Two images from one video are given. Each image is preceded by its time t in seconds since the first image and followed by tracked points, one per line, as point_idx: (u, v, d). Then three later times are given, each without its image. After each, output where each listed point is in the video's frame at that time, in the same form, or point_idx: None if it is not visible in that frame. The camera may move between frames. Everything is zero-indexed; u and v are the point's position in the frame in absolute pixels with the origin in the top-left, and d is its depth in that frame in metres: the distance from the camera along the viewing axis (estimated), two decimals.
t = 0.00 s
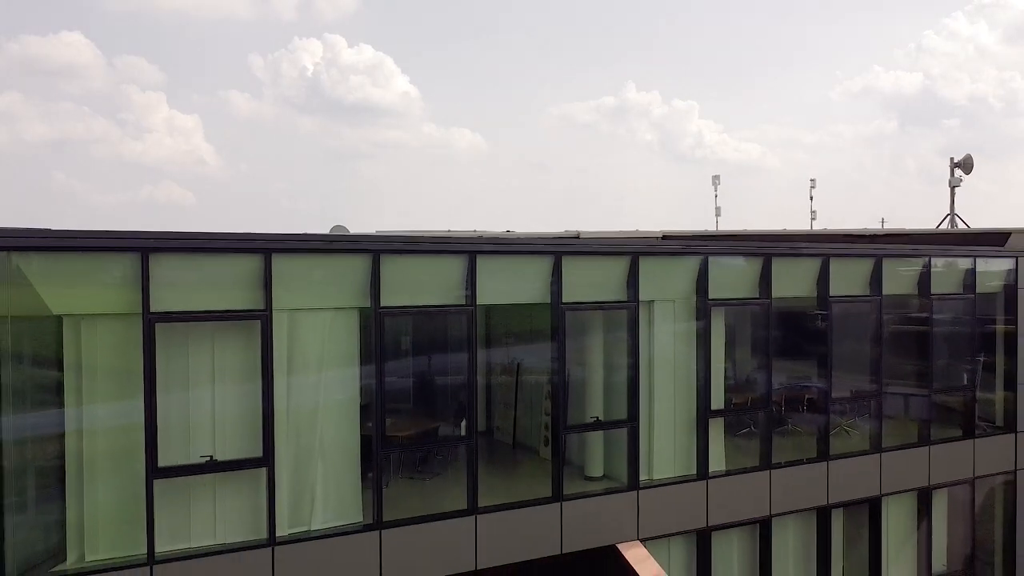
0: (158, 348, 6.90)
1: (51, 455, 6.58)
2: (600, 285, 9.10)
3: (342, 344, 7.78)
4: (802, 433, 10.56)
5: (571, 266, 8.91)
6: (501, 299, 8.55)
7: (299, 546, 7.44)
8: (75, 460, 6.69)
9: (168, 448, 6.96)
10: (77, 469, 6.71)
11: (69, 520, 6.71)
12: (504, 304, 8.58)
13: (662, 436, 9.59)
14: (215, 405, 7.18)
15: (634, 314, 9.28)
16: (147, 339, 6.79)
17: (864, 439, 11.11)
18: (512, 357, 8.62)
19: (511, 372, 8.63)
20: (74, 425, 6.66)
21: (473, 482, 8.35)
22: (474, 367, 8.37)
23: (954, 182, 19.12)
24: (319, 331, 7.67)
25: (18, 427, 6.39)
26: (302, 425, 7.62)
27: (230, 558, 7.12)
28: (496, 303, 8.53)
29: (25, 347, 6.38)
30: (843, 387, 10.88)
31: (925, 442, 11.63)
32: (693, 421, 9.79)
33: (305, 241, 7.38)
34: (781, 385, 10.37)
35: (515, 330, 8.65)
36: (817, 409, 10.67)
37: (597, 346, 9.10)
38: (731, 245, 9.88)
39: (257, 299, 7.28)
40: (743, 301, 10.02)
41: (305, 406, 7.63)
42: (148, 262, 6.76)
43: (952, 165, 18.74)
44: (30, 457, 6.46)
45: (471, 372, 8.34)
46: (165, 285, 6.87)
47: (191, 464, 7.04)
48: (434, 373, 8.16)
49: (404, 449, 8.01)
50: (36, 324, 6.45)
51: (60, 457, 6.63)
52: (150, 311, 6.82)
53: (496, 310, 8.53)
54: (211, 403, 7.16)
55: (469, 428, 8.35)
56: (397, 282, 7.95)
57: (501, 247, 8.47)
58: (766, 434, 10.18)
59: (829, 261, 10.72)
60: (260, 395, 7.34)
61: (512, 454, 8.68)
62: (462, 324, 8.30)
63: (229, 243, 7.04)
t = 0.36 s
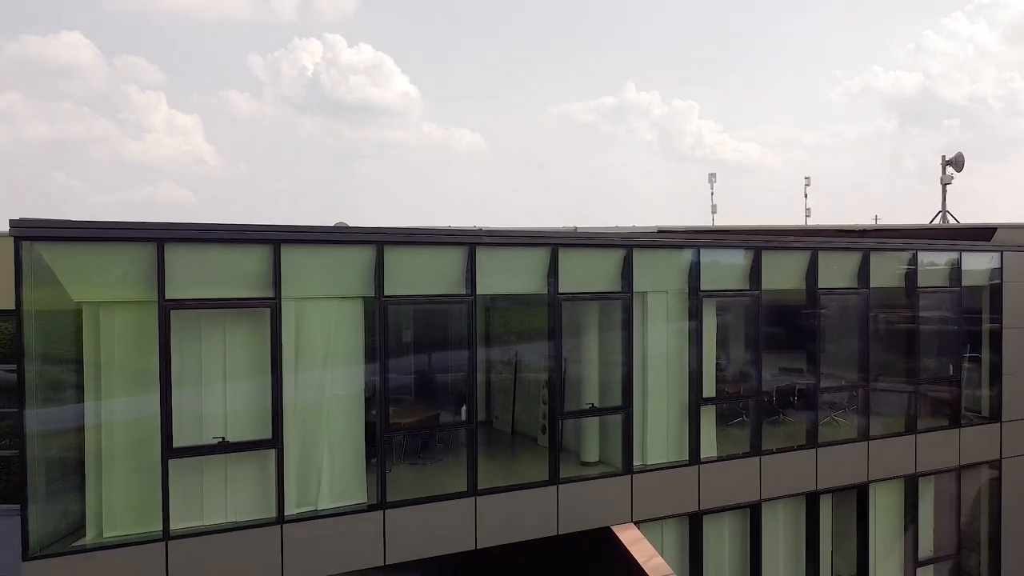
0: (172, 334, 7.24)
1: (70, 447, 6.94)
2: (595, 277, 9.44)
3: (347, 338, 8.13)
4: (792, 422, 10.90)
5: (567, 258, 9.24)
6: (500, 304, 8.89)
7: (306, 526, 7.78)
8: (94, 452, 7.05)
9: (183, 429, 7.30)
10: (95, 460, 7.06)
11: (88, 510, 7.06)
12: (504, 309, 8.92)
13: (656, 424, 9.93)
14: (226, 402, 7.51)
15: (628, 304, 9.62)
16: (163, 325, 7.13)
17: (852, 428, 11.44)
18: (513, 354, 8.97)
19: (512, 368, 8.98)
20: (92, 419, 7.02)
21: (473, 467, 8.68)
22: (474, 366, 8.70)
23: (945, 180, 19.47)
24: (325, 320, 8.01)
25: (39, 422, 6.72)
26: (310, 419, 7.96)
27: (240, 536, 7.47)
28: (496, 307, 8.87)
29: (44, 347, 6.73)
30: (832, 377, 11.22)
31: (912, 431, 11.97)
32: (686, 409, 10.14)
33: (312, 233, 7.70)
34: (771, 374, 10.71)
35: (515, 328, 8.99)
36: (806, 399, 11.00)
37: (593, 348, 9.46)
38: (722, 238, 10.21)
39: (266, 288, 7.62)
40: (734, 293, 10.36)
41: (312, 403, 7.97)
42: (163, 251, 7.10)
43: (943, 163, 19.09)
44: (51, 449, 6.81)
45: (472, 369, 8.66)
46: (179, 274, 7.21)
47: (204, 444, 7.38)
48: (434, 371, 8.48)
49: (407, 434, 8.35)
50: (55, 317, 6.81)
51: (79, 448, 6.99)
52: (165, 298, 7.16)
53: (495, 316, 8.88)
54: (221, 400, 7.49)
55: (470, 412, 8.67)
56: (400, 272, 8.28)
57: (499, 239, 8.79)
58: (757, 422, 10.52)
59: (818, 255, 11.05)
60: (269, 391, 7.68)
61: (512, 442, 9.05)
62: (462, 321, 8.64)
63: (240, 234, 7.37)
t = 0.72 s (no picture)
0: (189, 328, 7.59)
1: (92, 439, 7.31)
2: (593, 274, 9.80)
3: (354, 335, 8.48)
4: (783, 416, 11.25)
5: (564, 257, 9.60)
6: (500, 304, 9.24)
7: (316, 512, 8.14)
8: (113, 446, 7.40)
9: (198, 420, 7.64)
10: (115, 453, 7.42)
11: (108, 500, 7.43)
12: (503, 309, 9.27)
13: (650, 416, 10.29)
14: (239, 397, 7.87)
15: (624, 301, 9.96)
16: (179, 320, 7.47)
17: (842, 421, 11.79)
18: (513, 353, 9.34)
19: (511, 367, 9.36)
20: (112, 415, 7.37)
21: (475, 457, 9.03)
22: (475, 364, 9.05)
23: (938, 180, 19.82)
24: (332, 316, 8.36)
25: (62, 417, 7.11)
26: (317, 413, 8.31)
27: (253, 521, 7.83)
28: (495, 307, 9.21)
29: (67, 346, 7.10)
30: (822, 373, 11.57)
31: (900, 425, 12.32)
32: (679, 403, 10.50)
33: (321, 231, 8.06)
34: (762, 369, 11.07)
35: (514, 327, 9.35)
36: (797, 393, 11.34)
37: (589, 347, 9.82)
38: (715, 237, 10.56)
39: (277, 285, 7.98)
40: (726, 291, 10.71)
41: (320, 398, 8.33)
42: (179, 250, 7.44)
43: (937, 164, 19.45)
44: (74, 442, 7.18)
45: (473, 365, 9.02)
46: (194, 272, 7.56)
47: (219, 434, 7.73)
48: (436, 370, 8.82)
49: (411, 426, 8.71)
50: (76, 315, 7.16)
51: (99, 441, 7.35)
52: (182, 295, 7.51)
53: (496, 316, 9.22)
54: (235, 395, 7.85)
55: (471, 404, 9.02)
56: (404, 269, 8.63)
57: (499, 238, 9.14)
58: (749, 416, 10.87)
59: (808, 254, 11.40)
60: (280, 386, 8.03)
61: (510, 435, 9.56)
62: (464, 318, 8.99)
63: (253, 233, 7.72)
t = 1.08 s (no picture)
0: (205, 323, 7.97)
1: (112, 433, 7.68)
2: (590, 272, 10.18)
3: (362, 330, 8.86)
4: (774, 410, 11.62)
5: (562, 257, 9.96)
6: (500, 304, 9.61)
7: (324, 499, 8.51)
8: (132, 439, 7.77)
9: (213, 410, 8.02)
10: (134, 445, 7.79)
11: (126, 491, 7.78)
12: (503, 308, 9.64)
13: (645, 409, 10.67)
14: (252, 392, 8.24)
15: (620, 299, 10.34)
16: (196, 315, 7.85)
17: (832, 414, 12.17)
18: (513, 352, 9.72)
19: (511, 366, 9.72)
20: (131, 409, 7.75)
21: (477, 447, 9.40)
22: (477, 363, 9.43)
23: (930, 181, 20.22)
24: (341, 312, 8.73)
25: (84, 412, 7.46)
26: (326, 407, 8.68)
27: (265, 506, 8.21)
28: (496, 307, 9.59)
29: (88, 346, 7.46)
30: (812, 368, 11.94)
31: (888, 419, 12.69)
32: (673, 396, 10.87)
33: (330, 231, 8.43)
34: (754, 365, 11.43)
35: (514, 328, 9.73)
36: (787, 388, 11.71)
37: (587, 346, 10.20)
38: (708, 237, 10.93)
39: (288, 282, 8.35)
40: (719, 288, 11.08)
41: (329, 390, 8.70)
42: (196, 248, 7.82)
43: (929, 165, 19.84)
44: (95, 436, 7.55)
45: (473, 363, 9.40)
46: (210, 270, 7.94)
47: (233, 424, 8.11)
48: (437, 369, 9.20)
49: (415, 417, 9.08)
50: (99, 310, 7.54)
51: (118, 435, 7.72)
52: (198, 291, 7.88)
53: (496, 316, 9.60)
54: (248, 391, 8.22)
55: (473, 397, 9.40)
56: (409, 267, 9.00)
57: (500, 238, 9.52)
58: (741, 409, 11.25)
59: (799, 253, 11.77)
60: (291, 379, 8.41)
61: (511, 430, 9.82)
62: (466, 317, 9.37)
63: (265, 232, 8.09)
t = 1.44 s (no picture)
0: (215, 313, 8.23)
1: (125, 428, 7.91)
2: (589, 265, 10.44)
3: (367, 321, 9.12)
4: (768, 401, 11.88)
5: (561, 251, 10.23)
6: (501, 296, 9.87)
7: (331, 484, 8.78)
8: (144, 427, 8.02)
9: (223, 398, 8.29)
10: (147, 439, 8.04)
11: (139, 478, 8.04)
12: (503, 308, 9.90)
13: (643, 399, 10.92)
14: (260, 389, 8.50)
15: (618, 292, 10.60)
16: (207, 305, 8.12)
17: (825, 406, 12.43)
18: (513, 350, 9.99)
19: (511, 362, 9.99)
20: (144, 397, 8.00)
21: (478, 435, 9.66)
22: (478, 361, 9.70)
23: (925, 179, 20.49)
24: (346, 304, 8.99)
25: (99, 408, 7.69)
26: (332, 403, 8.93)
27: (273, 490, 8.47)
28: (497, 299, 9.85)
29: (103, 346, 7.71)
30: (806, 361, 12.21)
31: (881, 411, 12.95)
32: (670, 388, 11.14)
33: (336, 224, 8.70)
34: (749, 357, 11.70)
35: (513, 328, 9.99)
36: (781, 380, 11.97)
37: (587, 346, 10.48)
38: (704, 231, 11.19)
39: (296, 275, 8.62)
40: (715, 282, 11.34)
41: (335, 379, 8.96)
42: (207, 241, 8.08)
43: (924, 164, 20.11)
44: (109, 431, 7.78)
45: (475, 363, 9.66)
46: (220, 261, 8.20)
47: (242, 412, 8.38)
48: (438, 366, 9.48)
49: (418, 406, 9.35)
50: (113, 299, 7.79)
51: (131, 426, 7.96)
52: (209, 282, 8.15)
53: (496, 316, 9.85)
54: (256, 388, 8.48)
55: (474, 387, 9.67)
56: (413, 260, 9.27)
57: (501, 232, 9.79)
58: (736, 400, 11.51)
59: (793, 248, 12.04)
60: (298, 368, 8.67)
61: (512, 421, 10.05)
62: (467, 312, 9.63)
63: (274, 226, 8.36)
